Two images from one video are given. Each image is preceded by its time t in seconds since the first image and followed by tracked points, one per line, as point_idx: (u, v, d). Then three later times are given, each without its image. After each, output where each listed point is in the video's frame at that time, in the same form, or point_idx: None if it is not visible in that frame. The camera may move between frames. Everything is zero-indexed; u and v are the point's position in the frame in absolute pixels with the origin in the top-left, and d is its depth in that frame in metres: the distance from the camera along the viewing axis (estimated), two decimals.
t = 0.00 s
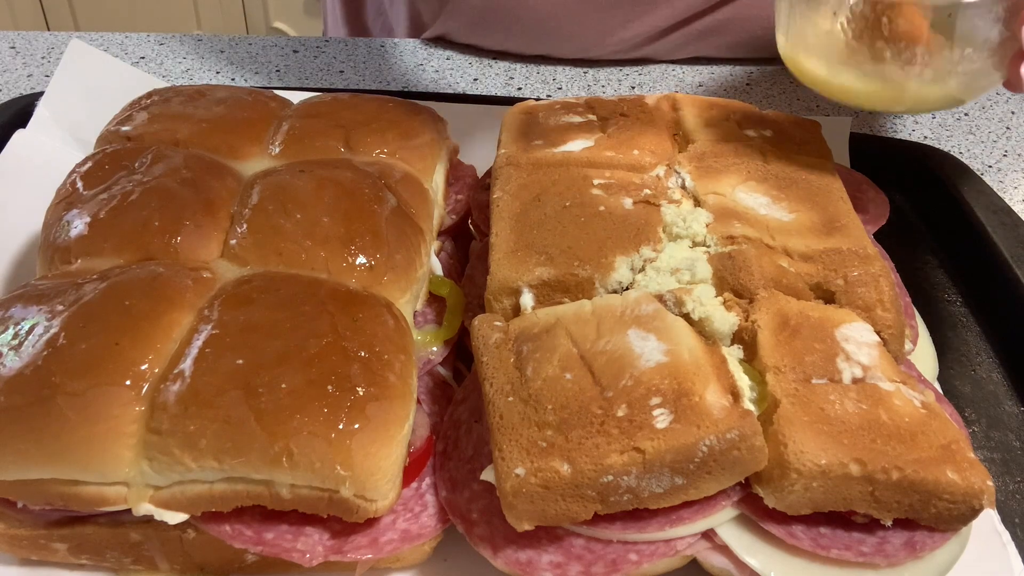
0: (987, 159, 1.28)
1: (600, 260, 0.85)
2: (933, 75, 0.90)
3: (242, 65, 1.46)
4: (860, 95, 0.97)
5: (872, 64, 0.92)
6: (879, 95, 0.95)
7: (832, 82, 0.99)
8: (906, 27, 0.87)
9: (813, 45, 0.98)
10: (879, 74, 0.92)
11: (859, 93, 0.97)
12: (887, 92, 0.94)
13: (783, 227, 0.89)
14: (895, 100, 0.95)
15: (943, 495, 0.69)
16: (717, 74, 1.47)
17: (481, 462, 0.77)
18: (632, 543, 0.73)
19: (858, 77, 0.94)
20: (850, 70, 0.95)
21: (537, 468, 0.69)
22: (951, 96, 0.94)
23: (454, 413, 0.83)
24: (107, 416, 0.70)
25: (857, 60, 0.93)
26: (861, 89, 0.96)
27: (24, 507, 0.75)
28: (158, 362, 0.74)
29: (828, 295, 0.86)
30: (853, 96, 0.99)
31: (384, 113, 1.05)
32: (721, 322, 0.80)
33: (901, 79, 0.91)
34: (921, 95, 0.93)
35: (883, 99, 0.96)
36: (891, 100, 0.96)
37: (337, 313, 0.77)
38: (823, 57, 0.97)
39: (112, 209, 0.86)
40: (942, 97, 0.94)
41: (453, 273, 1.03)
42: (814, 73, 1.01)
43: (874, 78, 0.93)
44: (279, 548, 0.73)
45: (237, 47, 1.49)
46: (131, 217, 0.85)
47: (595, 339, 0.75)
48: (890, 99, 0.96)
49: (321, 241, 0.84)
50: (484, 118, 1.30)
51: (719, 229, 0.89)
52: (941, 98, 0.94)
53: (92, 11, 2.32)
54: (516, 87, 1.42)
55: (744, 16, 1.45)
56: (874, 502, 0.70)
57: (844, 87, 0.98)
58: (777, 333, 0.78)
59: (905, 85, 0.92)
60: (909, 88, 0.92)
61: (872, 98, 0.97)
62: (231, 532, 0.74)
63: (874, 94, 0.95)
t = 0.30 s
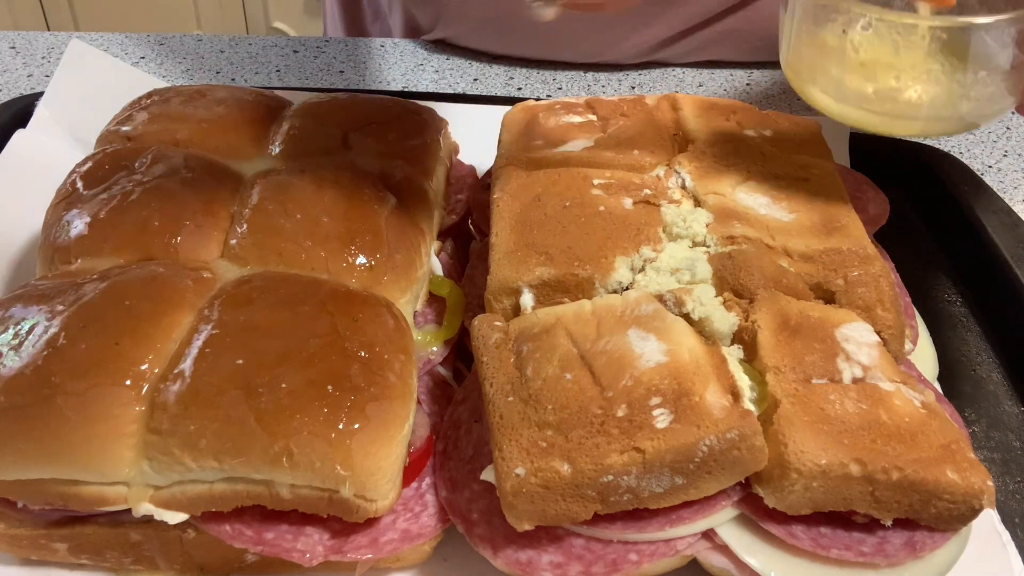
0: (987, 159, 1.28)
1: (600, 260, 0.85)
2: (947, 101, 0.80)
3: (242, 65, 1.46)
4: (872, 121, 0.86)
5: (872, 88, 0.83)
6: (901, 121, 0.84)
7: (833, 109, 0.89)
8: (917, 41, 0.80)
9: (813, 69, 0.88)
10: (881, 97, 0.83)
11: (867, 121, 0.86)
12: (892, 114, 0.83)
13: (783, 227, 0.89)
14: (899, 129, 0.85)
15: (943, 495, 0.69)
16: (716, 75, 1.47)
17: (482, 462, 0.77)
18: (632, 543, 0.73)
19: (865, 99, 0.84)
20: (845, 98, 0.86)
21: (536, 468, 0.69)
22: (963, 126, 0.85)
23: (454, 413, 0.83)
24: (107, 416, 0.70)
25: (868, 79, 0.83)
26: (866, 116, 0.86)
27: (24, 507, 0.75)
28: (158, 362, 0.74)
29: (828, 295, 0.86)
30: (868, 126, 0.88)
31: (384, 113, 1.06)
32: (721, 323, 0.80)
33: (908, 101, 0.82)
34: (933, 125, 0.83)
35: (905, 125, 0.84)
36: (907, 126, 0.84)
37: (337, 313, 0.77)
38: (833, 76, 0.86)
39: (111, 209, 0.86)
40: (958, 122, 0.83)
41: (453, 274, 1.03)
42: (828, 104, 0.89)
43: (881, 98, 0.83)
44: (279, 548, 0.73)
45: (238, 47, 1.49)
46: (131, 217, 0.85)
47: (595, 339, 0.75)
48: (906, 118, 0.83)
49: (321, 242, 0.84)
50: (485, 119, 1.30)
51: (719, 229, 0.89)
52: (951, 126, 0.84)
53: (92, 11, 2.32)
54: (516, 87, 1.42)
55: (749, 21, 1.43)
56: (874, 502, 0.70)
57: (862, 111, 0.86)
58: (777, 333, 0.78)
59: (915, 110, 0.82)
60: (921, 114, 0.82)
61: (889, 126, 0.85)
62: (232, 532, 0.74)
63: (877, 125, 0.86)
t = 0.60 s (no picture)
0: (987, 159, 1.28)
1: (600, 260, 0.86)
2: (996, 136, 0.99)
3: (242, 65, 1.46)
4: (934, 150, 1.04)
5: (935, 122, 1.02)
6: (943, 150, 1.03)
7: (895, 140, 1.06)
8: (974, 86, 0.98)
9: (869, 100, 1.07)
10: (940, 129, 1.02)
11: (927, 151, 1.04)
12: (941, 148, 1.03)
13: (783, 227, 0.89)
14: (946, 159, 1.04)
15: (943, 495, 0.69)
16: (716, 74, 1.47)
17: (482, 462, 0.77)
18: (632, 543, 0.73)
19: (931, 132, 1.03)
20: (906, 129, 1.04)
21: (537, 468, 0.69)
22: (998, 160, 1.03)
23: (454, 413, 0.83)
24: (107, 416, 0.70)
25: (932, 117, 1.02)
26: (924, 145, 1.04)
27: (24, 507, 0.75)
28: (158, 361, 0.74)
29: (828, 295, 0.87)
30: (917, 155, 1.06)
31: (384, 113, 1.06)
32: (721, 322, 0.81)
33: (963, 135, 1.00)
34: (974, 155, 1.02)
35: (944, 154, 1.03)
36: (950, 158, 1.04)
37: (336, 313, 0.77)
38: (892, 115, 1.05)
39: (112, 209, 0.86)
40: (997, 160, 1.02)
41: (453, 273, 1.04)
42: (876, 131, 1.08)
43: (942, 131, 1.02)
44: (279, 548, 0.73)
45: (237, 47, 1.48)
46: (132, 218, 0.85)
47: (595, 340, 0.75)
48: (949, 154, 1.03)
49: (321, 242, 0.84)
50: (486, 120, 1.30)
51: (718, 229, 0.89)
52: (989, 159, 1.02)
53: (92, 11, 2.32)
54: (516, 87, 1.42)
55: (745, 22, 1.43)
56: (874, 502, 0.70)
57: (918, 141, 1.04)
58: (777, 333, 0.78)
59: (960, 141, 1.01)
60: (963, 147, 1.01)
61: (938, 155, 1.04)
62: (231, 532, 0.74)
63: (940, 154, 1.04)
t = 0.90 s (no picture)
0: (987, 159, 1.28)
1: (600, 260, 0.85)
2: None
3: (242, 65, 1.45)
4: (966, 122, 1.05)
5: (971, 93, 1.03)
6: (975, 121, 1.04)
7: (930, 112, 1.08)
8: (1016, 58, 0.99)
9: (911, 77, 1.08)
10: (975, 100, 1.03)
11: (958, 122, 1.06)
12: (974, 119, 1.04)
13: (784, 227, 0.89)
14: (978, 129, 1.06)
15: (943, 495, 0.69)
16: (717, 74, 1.47)
17: (481, 463, 0.77)
18: (632, 543, 0.73)
19: (966, 103, 1.04)
20: (941, 101, 1.06)
21: (536, 469, 0.69)
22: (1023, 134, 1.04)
23: (454, 413, 0.83)
24: (107, 416, 0.70)
25: (971, 88, 1.03)
26: (957, 116, 1.05)
27: (24, 507, 0.75)
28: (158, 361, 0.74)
29: (828, 295, 0.86)
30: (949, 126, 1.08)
31: (384, 113, 1.06)
32: (721, 322, 0.81)
33: (997, 106, 1.01)
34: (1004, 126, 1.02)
35: (977, 125, 1.05)
36: (982, 129, 1.05)
37: (336, 313, 0.77)
38: (936, 88, 1.06)
39: (113, 209, 0.86)
40: None
41: (453, 272, 1.04)
42: (912, 103, 1.10)
43: (977, 102, 1.03)
44: (279, 548, 0.73)
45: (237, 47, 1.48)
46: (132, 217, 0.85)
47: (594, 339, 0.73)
48: (982, 124, 1.04)
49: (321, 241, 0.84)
50: (486, 120, 1.30)
51: (719, 229, 0.89)
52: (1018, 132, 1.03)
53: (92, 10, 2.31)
54: (516, 87, 1.42)
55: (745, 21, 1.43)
56: (874, 502, 0.70)
57: (952, 111, 1.05)
58: (777, 333, 0.78)
59: (992, 111, 1.02)
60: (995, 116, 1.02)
61: (969, 126, 1.06)
62: (232, 532, 0.74)
63: (982, 127, 1.04)
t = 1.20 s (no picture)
0: (987, 159, 1.28)
1: (600, 260, 0.85)
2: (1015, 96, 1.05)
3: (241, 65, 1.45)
4: (955, 111, 1.10)
5: (960, 79, 1.08)
6: (965, 109, 1.08)
7: (922, 101, 1.12)
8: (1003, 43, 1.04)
9: (898, 69, 1.13)
10: (964, 87, 1.08)
11: (951, 109, 1.10)
12: (964, 106, 1.08)
13: (784, 227, 0.89)
14: (968, 117, 1.10)
15: (943, 495, 0.69)
16: (717, 74, 1.47)
17: (481, 463, 0.77)
18: (632, 543, 0.73)
19: (956, 90, 1.08)
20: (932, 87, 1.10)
21: (536, 469, 0.69)
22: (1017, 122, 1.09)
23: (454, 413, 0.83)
24: (107, 416, 0.70)
25: (957, 77, 1.08)
26: (947, 104, 1.10)
27: (24, 507, 0.75)
28: (158, 361, 0.74)
29: (828, 295, 0.86)
30: (942, 115, 1.12)
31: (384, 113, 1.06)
32: (721, 322, 0.81)
33: (984, 94, 1.06)
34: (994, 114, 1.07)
35: (967, 113, 1.09)
36: (971, 118, 1.09)
37: (336, 313, 0.77)
38: (921, 79, 1.11)
39: (113, 209, 0.86)
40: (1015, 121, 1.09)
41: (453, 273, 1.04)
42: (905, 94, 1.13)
43: (967, 90, 1.08)
44: (279, 548, 0.73)
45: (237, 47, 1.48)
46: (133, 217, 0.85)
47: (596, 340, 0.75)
48: (973, 113, 1.08)
49: (321, 241, 0.84)
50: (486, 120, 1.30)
51: (719, 229, 0.89)
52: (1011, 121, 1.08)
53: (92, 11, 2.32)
54: (516, 87, 1.42)
55: (745, 21, 1.43)
56: (874, 502, 0.70)
57: (941, 98, 1.10)
58: (777, 333, 0.78)
59: (980, 98, 1.07)
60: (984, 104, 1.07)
61: (961, 113, 1.10)
62: (231, 532, 0.74)
63: (968, 116, 1.09)
